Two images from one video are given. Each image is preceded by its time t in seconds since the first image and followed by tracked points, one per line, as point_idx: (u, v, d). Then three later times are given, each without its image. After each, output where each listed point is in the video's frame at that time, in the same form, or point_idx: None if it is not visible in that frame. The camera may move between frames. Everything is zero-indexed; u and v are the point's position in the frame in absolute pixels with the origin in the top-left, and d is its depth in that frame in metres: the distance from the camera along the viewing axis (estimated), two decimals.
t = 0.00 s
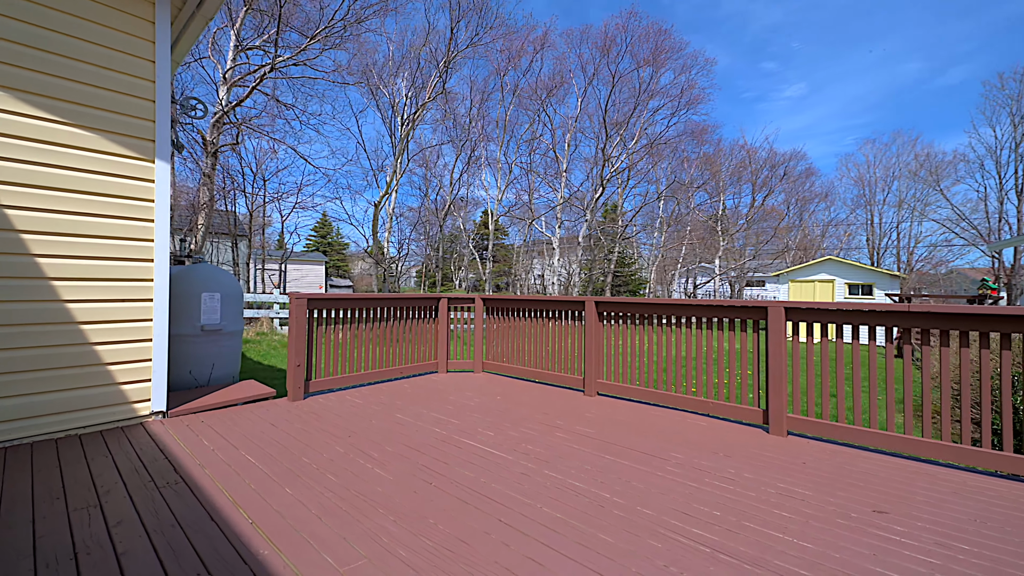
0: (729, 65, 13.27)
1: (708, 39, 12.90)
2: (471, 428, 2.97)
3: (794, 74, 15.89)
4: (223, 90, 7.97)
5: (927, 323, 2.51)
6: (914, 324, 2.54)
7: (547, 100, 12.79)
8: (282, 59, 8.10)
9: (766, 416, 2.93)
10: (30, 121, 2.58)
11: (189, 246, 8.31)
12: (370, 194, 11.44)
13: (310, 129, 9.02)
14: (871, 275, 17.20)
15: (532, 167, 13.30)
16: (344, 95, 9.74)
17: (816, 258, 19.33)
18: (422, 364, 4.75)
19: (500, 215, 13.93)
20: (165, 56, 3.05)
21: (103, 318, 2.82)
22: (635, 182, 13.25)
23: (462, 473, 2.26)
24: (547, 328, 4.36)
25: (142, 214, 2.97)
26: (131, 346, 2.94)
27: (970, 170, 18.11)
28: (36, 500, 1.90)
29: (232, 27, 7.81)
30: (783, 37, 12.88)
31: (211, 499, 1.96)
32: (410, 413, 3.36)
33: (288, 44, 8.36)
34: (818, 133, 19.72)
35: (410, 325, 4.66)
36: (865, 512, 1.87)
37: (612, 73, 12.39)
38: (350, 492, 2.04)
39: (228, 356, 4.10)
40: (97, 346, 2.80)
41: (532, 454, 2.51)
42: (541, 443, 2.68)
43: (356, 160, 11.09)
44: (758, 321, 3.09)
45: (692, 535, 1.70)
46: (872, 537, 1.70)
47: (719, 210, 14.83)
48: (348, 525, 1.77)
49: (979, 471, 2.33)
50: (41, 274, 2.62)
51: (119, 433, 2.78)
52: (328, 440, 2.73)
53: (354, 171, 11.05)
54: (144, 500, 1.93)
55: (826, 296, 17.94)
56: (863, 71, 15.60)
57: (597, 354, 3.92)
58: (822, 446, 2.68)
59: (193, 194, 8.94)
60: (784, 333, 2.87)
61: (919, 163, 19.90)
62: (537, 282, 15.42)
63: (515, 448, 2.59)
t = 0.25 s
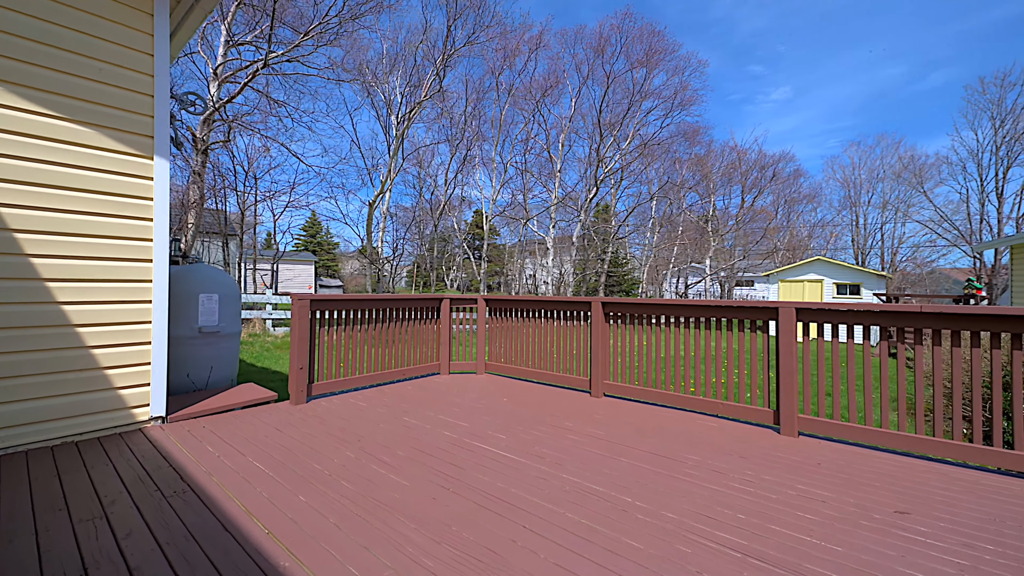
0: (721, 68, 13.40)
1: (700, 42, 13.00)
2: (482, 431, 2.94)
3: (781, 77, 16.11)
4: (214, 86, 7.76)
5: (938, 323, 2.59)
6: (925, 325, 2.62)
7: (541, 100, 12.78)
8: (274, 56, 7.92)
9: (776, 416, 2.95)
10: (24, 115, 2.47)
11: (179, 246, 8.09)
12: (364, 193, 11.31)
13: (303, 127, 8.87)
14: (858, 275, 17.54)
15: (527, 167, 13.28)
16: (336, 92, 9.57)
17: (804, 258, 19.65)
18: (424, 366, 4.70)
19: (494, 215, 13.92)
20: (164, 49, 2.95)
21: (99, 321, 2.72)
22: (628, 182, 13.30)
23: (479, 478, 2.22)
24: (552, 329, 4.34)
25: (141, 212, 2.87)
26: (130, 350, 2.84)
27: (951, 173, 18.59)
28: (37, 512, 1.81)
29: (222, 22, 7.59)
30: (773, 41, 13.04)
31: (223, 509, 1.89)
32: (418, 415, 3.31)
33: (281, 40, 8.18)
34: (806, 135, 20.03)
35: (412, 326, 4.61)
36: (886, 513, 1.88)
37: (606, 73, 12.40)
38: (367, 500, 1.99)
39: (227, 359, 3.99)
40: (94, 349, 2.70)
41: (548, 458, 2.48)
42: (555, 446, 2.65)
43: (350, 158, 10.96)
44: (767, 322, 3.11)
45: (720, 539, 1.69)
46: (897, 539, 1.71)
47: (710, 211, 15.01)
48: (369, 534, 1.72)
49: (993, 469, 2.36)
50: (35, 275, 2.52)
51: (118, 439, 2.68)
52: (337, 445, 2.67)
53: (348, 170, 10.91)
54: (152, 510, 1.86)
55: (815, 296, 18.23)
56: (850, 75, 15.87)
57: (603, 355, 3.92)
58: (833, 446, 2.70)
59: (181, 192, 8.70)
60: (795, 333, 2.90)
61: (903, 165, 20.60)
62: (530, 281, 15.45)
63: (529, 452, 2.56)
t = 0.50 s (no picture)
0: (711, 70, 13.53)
1: (690, 44, 13.11)
2: (487, 434, 2.88)
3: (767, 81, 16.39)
4: (200, 81, 7.52)
5: (940, 323, 2.65)
6: (928, 325, 2.68)
7: (534, 100, 12.76)
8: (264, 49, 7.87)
9: (781, 416, 2.96)
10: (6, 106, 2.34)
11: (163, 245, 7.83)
12: (355, 192, 11.13)
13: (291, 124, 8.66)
14: (842, 275, 17.89)
15: (519, 168, 13.26)
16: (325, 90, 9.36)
17: (790, 258, 19.98)
18: (422, 368, 4.63)
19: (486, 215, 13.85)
20: (155, 41, 2.83)
21: (85, 323, 2.60)
22: (619, 183, 13.33)
23: (489, 483, 2.17)
24: (552, 330, 4.31)
25: (130, 209, 2.75)
26: (119, 354, 2.72)
27: (930, 175, 19.11)
28: (25, 527, 1.70)
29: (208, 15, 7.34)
30: (759, 45, 13.23)
31: (225, 520, 1.81)
32: (419, 419, 3.24)
33: (269, 34, 7.95)
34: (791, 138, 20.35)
35: (410, 326, 4.53)
36: (900, 513, 1.88)
37: (598, 74, 12.41)
38: (376, 508, 1.92)
39: (218, 362, 3.86)
40: (81, 353, 2.58)
41: (557, 461, 2.44)
42: (562, 449, 2.61)
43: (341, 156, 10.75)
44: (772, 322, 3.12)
45: (741, 545, 1.66)
46: (914, 540, 1.70)
47: (699, 211, 15.11)
48: (382, 544, 1.66)
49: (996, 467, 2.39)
50: (18, 274, 2.39)
51: (108, 447, 2.57)
52: (339, 451, 2.59)
53: (339, 168, 10.71)
54: (150, 523, 1.76)
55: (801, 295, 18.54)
56: (834, 79, 16.17)
57: (604, 357, 3.90)
58: (837, 446, 2.72)
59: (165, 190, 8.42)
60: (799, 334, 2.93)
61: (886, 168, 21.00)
62: (520, 281, 15.36)
63: (537, 455, 2.51)
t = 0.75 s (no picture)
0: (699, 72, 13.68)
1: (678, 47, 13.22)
2: (488, 437, 2.81)
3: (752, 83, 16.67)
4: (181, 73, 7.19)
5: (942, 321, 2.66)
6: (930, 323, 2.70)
7: (524, 98, 12.69)
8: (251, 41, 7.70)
9: (784, 415, 2.96)
10: None
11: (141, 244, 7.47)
12: (343, 190, 10.87)
13: (277, 120, 8.44)
14: (825, 275, 18.24)
15: (509, 167, 13.18)
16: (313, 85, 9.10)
17: (775, 258, 20.30)
18: (416, 369, 4.55)
19: (475, 215, 13.73)
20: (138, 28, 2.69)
21: (61, 324, 2.44)
22: (609, 183, 13.35)
23: (495, 487, 2.10)
24: (550, 329, 4.27)
25: (111, 203, 2.60)
26: (99, 356, 2.58)
27: (910, 177, 19.57)
28: None
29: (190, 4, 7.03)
30: (744, 48, 13.46)
31: (218, 531, 1.71)
32: (416, 421, 3.15)
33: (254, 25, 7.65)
34: (776, 140, 20.68)
35: (404, 326, 4.44)
36: (910, 512, 1.87)
37: (589, 73, 12.39)
38: (379, 517, 1.84)
39: (203, 363, 3.71)
40: (58, 356, 2.43)
41: (562, 463, 2.38)
42: (566, 451, 2.56)
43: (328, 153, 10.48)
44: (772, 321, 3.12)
45: (757, 548, 1.63)
46: (927, 539, 1.69)
47: (687, 212, 15.24)
48: (387, 555, 1.58)
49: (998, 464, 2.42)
50: None
51: (88, 454, 2.43)
52: (336, 456, 2.49)
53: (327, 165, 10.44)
54: (136, 536, 1.65)
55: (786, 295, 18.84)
56: (818, 83, 16.50)
57: (603, 356, 3.88)
58: (838, 444, 2.72)
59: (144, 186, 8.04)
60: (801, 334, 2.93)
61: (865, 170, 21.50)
62: (509, 281, 15.24)
63: (542, 458, 2.45)
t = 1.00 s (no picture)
0: (685, 74, 13.84)
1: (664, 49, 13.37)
2: (489, 441, 2.72)
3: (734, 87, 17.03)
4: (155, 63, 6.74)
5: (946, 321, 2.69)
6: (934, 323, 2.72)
7: (513, 97, 12.63)
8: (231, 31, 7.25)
9: (787, 415, 2.96)
10: None
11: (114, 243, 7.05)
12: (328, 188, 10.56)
13: (258, 113, 8.09)
14: (805, 274, 18.70)
15: (498, 166, 13.08)
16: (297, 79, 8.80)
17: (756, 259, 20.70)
18: (409, 371, 4.44)
19: (463, 213, 13.56)
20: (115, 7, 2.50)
21: (28, 326, 2.26)
22: (596, 183, 13.37)
23: (502, 496, 2.01)
24: (547, 329, 4.22)
25: (86, 196, 2.42)
26: (72, 361, 2.39)
27: (886, 180, 20.14)
28: None
29: None
30: (724, 53, 13.96)
31: (209, 551, 1.58)
32: (413, 426, 3.05)
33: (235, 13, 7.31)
34: (757, 143, 21.09)
35: (397, 327, 4.33)
36: (922, 513, 1.86)
37: (577, 72, 12.39)
38: (382, 529, 1.74)
39: (184, 368, 3.52)
40: (25, 362, 2.25)
41: (569, 468, 2.31)
42: (571, 455, 2.50)
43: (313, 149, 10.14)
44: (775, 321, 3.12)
45: (778, 554, 1.59)
46: (944, 540, 1.67)
47: (672, 212, 15.39)
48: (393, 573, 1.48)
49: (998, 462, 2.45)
50: None
51: (61, 467, 2.25)
52: (331, 465, 2.37)
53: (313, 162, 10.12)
54: (118, 559, 1.51)
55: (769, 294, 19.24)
56: (798, 87, 16.88)
57: (601, 356, 3.85)
58: (839, 444, 2.73)
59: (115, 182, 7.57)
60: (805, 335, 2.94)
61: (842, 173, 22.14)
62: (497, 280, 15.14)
63: (547, 463, 2.38)
